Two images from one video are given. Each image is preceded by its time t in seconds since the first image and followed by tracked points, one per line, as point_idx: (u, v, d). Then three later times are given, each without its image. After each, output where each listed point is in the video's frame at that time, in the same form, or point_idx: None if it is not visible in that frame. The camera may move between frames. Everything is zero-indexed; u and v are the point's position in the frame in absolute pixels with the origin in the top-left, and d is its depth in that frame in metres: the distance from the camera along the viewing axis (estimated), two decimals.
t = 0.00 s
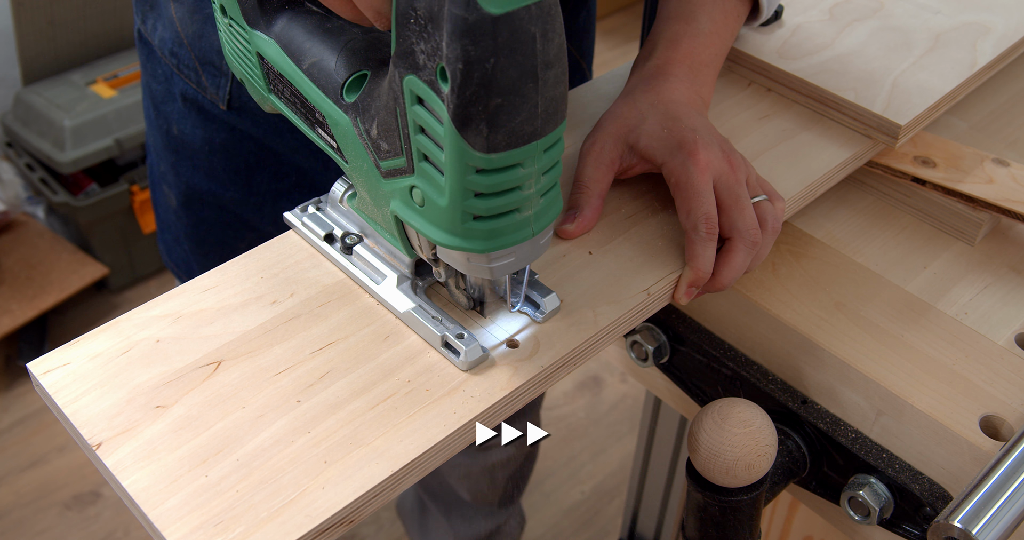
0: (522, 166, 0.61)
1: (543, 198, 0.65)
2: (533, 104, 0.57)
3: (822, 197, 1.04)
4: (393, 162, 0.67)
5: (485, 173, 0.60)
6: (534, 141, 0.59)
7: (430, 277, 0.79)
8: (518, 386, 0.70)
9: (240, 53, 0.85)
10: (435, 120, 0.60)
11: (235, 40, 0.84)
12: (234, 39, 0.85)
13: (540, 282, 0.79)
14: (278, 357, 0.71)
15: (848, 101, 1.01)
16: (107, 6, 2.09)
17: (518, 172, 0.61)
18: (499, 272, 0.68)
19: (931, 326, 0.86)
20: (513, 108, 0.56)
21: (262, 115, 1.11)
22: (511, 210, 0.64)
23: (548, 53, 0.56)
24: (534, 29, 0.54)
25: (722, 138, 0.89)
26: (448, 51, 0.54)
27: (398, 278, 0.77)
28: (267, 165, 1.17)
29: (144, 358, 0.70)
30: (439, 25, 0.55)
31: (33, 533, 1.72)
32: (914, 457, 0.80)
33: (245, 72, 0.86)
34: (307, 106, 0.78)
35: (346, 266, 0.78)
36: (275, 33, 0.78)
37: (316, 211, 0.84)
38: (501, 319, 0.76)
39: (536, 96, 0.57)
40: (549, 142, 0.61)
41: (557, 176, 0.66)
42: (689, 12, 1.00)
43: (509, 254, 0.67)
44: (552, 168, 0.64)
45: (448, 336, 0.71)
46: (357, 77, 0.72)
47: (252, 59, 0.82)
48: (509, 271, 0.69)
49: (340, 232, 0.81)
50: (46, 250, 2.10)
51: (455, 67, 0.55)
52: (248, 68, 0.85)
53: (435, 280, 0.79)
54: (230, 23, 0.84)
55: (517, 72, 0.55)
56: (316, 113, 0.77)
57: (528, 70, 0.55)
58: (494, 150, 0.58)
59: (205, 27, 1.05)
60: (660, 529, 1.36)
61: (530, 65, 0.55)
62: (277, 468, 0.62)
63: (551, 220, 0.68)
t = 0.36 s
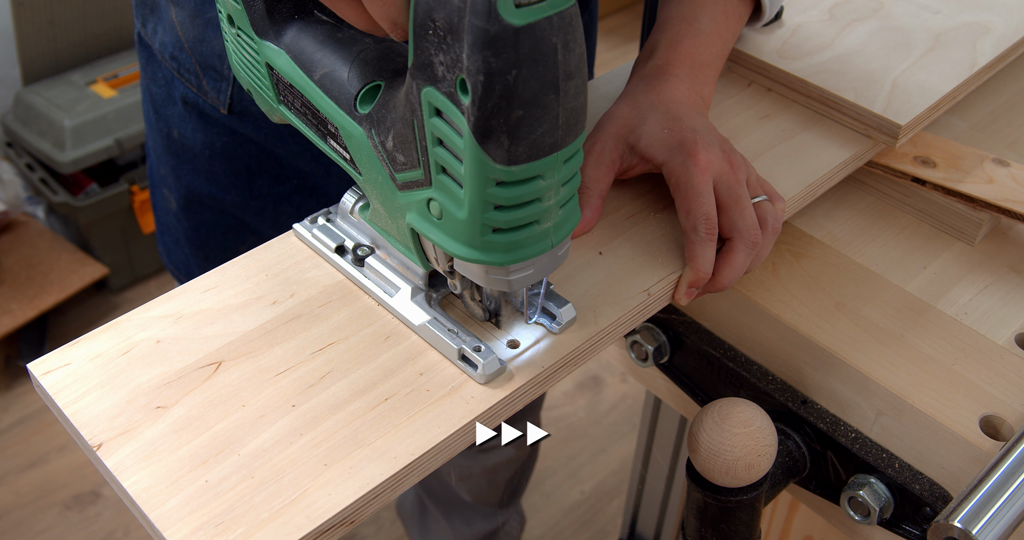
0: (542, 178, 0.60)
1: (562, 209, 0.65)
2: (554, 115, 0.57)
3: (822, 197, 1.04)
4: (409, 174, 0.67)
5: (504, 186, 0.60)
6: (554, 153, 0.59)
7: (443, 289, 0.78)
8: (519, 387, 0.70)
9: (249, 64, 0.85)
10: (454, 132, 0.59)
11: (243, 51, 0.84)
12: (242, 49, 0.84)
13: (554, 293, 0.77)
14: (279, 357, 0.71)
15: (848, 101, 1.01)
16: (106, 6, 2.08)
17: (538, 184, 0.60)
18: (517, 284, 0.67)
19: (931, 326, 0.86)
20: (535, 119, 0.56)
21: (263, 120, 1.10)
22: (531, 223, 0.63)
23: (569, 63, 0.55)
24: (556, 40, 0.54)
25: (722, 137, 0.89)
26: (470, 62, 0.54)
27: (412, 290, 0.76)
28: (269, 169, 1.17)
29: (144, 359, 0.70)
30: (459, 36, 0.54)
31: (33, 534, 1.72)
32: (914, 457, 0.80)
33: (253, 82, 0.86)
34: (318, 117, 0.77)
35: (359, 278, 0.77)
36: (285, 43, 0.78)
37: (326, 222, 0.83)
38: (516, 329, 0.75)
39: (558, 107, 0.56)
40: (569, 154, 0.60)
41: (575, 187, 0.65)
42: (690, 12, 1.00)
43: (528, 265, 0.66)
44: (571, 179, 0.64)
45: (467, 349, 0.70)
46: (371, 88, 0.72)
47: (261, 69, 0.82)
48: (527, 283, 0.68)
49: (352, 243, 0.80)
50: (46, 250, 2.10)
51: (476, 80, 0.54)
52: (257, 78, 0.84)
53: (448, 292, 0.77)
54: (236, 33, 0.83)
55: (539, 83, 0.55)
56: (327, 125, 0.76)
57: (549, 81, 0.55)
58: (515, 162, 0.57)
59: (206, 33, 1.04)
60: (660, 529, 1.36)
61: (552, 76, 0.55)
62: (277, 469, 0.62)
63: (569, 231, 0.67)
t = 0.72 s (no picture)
0: (556, 188, 0.60)
1: (576, 220, 0.64)
2: (570, 124, 0.56)
3: (822, 197, 1.04)
4: (422, 181, 0.66)
5: (518, 195, 0.59)
6: (569, 162, 0.58)
7: (456, 297, 0.76)
8: (519, 385, 0.70)
9: (265, 68, 0.85)
10: (468, 139, 0.59)
11: (260, 54, 0.84)
12: (259, 53, 0.84)
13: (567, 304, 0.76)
14: (279, 356, 0.71)
15: (848, 101, 1.01)
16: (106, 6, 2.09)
17: (552, 194, 0.60)
18: (529, 295, 0.66)
19: (931, 326, 0.86)
20: (549, 128, 0.56)
21: (273, 123, 1.10)
22: (544, 233, 0.63)
23: (585, 72, 0.55)
24: (572, 48, 0.53)
25: (722, 137, 0.89)
26: (484, 69, 0.53)
27: (424, 299, 0.74)
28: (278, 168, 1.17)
29: (144, 357, 0.70)
30: (474, 42, 0.54)
31: (33, 533, 1.72)
32: (914, 457, 0.80)
33: (269, 87, 0.86)
34: (333, 122, 0.77)
35: (371, 285, 0.76)
36: (301, 48, 0.78)
37: (339, 228, 0.82)
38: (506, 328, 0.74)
39: (573, 116, 0.56)
40: (584, 163, 0.60)
41: (591, 199, 0.64)
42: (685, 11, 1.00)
43: (541, 276, 0.65)
44: (586, 190, 0.63)
45: (475, 361, 0.69)
46: (386, 94, 0.72)
47: (278, 73, 0.82)
48: (540, 294, 0.67)
49: (364, 250, 0.79)
50: (46, 250, 2.10)
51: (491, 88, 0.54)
52: (272, 83, 0.84)
53: (460, 300, 0.76)
54: (254, 37, 0.84)
55: (555, 91, 0.54)
56: (342, 131, 0.76)
57: (565, 89, 0.54)
58: (528, 171, 0.57)
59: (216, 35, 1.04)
60: (661, 529, 1.36)
61: (567, 84, 0.54)
62: (277, 467, 0.62)
63: (583, 243, 0.66)
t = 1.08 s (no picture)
0: (558, 190, 0.60)
1: (577, 222, 0.64)
2: (571, 126, 0.56)
3: (822, 197, 1.04)
4: (423, 184, 0.66)
5: (519, 198, 0.59)
6: (570, 164, 0.58)
7: (457, 299, 0.76)
8: (519, 384, 0.70)
9: (265, 68, 0.85)
10: (469, 141, 0.59)
11: (259, 55, 0.84)
12: (257, 54, 0.84)
13: (567, 306, 0.76)
14: (278, 355, 0.70)
15: (848, 101, 1.01)
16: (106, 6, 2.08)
17: (553, 196, 0.60)
18: (530, 298, 0.66)
19: (930, 325, 0.86)
20: (550, 130, 0.56)
21: (268, 122, 1.11)
22: (545, 235, 0.63)
23: (586, 73, 0.55)
24: (573, 50, 0.53)
25: (720, 136, 0.89)
26: (485, 71, 0.53)
27: (424, 301, 0.74)
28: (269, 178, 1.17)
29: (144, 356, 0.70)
30: (475, 44, 0.54)
31: (33, 534, 1.72)
32: (914, 457, 0.80)
33: (268, 88, 0.86)
34: (332, 124, 0.77)
35: (370, 287, 0.76)
36: (300, 49, 0.78)
37: (339, 230, 0.81)
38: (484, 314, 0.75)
39: (574, 117, 0.56)
40: (585, 166, 0.60)
41: (592, 200, 0.64)
42: (682, 9, 0.99)
43: (542, 278, 0.65)
44: (587, 192, 0.63)
45: (476, 363, 0.69)
46: (385, 96, 0.72)
47: (276, 74, 0.82)
48: (541, 296, 0.67)
49: (365, 252, 0.78)
50: (46, 250, 2.10)
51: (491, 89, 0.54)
52: (272, 83, 0.84)
53: (461, 302, 0.76)
54: (253, 38, 0.84)
55: (556, 93, 0.54)
56: (341, 132, 0.76)
57: (566, 91, 0.54)
58: (530, 174, 0.57)
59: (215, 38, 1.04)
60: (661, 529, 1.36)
61: (569, 86, 0.54)
62: (277, 465, 0.62)
63: (585, 245, 0.66)
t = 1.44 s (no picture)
0: (559, 188, 0.60)
1: (578, 219, 0.64)
2: (572, 123, 0.56)
3: (822, 197, 1.04)
4: (422, 182, 0.66)
5: (521, 195, 0.59)
6: (572, 162, 0.58)
7: (455, 298, 0.76)
8: (520, 383, 0.70)
9: (259, 68, 0.85)
10: (469, 140, 0.59)
11: (253, 55, 0.84)
12: (252, 54, 0.84)
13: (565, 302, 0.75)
14: (278, 352, 0.70)
15: (848, 101, 1.01)
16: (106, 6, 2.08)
17: (554, 193, 0.60)
18: (531, 296, 0.66)
19: (931, 325, 0.86)
20: (552, 127, 0.56)
21: (268, 120, 1.11)
22: (546, 233, 0.63)
23: (588, 70, 0.55)
24: (574, 47, 0.53)
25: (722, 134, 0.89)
26: (487, 69, 0.53)
27: (423, 300, 0.74)
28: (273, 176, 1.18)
29: (143, 353, 0.70)
30: (476, 41, 0.54)
31: (33, 534, 1.72)
32: (914, 457, 0.80)
33: (262, 87, 0.86)
34: (329, 123, 0.77)
35: (368, 287, 0.76)
36: (296, 48, 0.78)
37: (335, 230, 0.81)
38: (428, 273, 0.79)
39: (575, 114, 0.56)
40: (586, 163, 0.60)
41: (592, 198, 0.64)
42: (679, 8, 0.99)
43: (543, 276, 0.65)
44: (588, 189, 0.63)
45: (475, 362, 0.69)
46: (383, 94, 0.71)
47: (272, 74, 0.82)
48: (542, 294, 0.68)
49: (361, 252, 0.78)
50: (46, 250, 2.10)
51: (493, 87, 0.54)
52: (267, 84, 0.84)
53: (459, 300, 0.75)
54: (247, 37, 0.84)
55: (558, 90, 0.54)
56: (338, 131, 0.76)
57: (568, 88, 0.54)
58: (531, 172, 0.57)
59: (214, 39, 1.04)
60: (661, 528, 1.36)
61: (570, 83, 0.54)
62: (277, 463, 0.62)
63: (586, 242, 0.66)
